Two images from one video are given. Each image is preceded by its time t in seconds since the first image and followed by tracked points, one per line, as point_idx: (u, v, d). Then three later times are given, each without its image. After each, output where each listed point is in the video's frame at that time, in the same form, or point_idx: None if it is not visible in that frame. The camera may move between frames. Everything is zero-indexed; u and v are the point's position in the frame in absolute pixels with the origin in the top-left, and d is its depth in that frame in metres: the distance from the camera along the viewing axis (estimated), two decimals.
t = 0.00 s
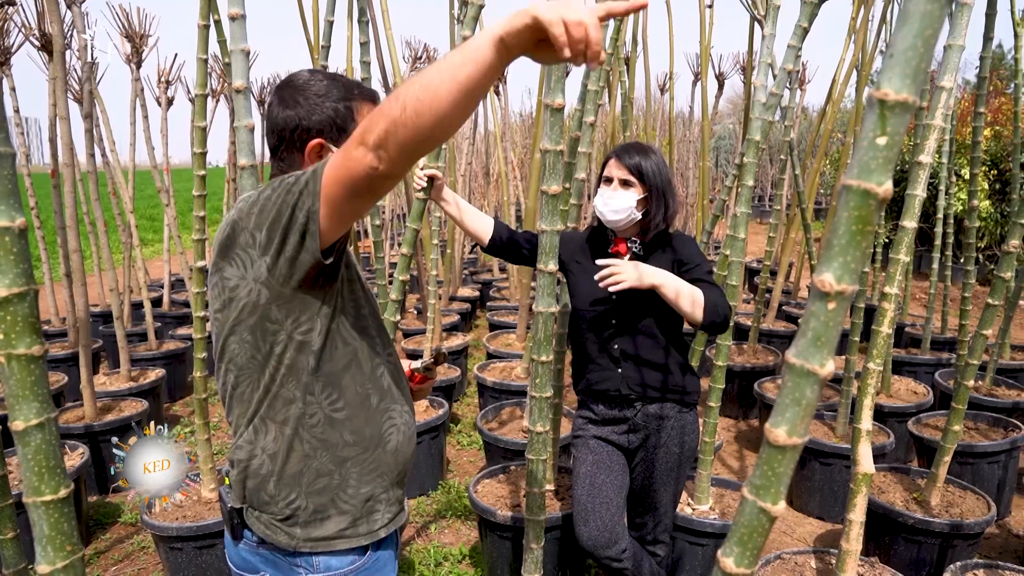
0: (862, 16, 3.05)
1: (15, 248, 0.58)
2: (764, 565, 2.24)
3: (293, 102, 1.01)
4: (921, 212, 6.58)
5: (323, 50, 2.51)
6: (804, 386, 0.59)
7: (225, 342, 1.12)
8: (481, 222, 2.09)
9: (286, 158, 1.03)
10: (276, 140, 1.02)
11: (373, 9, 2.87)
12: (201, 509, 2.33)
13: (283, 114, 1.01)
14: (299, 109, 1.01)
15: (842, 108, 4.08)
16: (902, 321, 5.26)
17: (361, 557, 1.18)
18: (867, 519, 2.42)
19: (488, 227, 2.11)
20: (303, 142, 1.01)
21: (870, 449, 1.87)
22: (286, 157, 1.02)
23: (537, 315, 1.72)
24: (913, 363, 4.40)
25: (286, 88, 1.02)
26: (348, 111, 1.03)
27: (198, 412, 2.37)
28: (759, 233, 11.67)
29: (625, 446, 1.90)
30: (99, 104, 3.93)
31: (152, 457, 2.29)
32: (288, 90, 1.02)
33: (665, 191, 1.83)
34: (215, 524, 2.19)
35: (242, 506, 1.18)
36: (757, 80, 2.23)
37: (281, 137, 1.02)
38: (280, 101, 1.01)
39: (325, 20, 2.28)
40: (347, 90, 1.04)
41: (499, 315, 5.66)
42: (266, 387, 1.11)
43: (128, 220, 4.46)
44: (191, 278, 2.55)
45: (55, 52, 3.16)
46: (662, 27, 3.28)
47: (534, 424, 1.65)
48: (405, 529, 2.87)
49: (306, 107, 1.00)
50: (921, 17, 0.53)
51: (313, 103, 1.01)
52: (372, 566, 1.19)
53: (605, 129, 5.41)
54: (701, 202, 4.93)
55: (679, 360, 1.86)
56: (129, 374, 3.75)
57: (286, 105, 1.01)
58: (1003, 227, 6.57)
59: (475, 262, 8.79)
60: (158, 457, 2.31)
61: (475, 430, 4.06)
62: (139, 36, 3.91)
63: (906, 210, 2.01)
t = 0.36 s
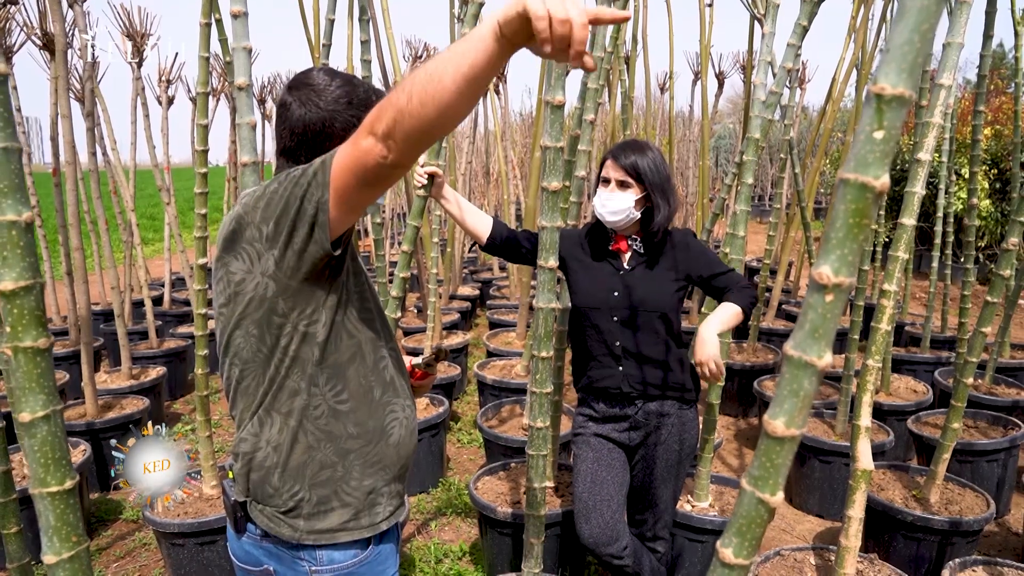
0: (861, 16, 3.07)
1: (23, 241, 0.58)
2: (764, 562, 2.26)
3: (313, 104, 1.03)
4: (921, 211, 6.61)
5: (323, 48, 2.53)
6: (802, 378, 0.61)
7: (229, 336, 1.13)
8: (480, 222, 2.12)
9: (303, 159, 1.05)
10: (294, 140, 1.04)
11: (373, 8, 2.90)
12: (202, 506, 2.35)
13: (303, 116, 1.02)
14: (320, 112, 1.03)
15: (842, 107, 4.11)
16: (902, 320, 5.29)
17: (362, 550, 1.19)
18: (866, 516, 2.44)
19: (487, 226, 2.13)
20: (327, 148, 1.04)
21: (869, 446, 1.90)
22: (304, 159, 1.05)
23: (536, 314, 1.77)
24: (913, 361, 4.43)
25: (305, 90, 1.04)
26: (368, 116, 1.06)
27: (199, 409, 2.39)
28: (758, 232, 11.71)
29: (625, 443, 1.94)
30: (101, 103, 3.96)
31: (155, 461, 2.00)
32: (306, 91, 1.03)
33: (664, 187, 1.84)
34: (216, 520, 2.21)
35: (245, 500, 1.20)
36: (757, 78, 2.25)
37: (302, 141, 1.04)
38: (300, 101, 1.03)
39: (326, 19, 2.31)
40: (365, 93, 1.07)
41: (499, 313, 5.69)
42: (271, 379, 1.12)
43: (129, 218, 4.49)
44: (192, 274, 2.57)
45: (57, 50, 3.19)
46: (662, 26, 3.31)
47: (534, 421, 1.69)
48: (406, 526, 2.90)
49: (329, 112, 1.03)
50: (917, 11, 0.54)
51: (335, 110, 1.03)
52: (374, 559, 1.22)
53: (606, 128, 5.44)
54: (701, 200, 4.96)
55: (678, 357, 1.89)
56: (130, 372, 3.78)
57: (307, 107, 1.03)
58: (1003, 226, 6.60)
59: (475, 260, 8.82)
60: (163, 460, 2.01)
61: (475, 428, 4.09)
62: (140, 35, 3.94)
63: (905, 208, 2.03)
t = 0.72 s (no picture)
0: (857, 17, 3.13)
1: (29, 243, 0.64)
2: (760, 558, 2.31)
3: (311, 102, 1.05)
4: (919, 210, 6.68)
5: (323, 49, 2.59)
6: (791, 373, 0.65)
7: (224, 345, 1.18)
8: (480, 222, 2.17)
9: (301, 157, 1.08)
10: (292, 135, 1.06)
11: (372, 11, 2.95)
12: (203, 504, 2.40)
13: (301, 113, 1.04)
14: (317, 109, 1.05)
15: (838, 107, 4.17)
16: (899, 319, 5.35)
17: (365, 543, 1.25)
18: (862, 513, 2.50)
19: (486, 227, 2.18)
20: (325, 146, 1.06)
21: (864, 444, 1.94)
22: (301, 156, 1.07)
23: (534, 311, 1.87)
24: (910, 360, 4.49)
25: (303, 89, 1.06)
26: (365, 115, 1.09)
27: (200, 407, 2.45)
28: (757, 232, 11.78)
29: (625, 442, 1.98)
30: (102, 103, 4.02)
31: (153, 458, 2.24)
32: (304, 90, 1.06)
33: (664, 186, 1.89)
34: (218, 518, 2.25)
35: (247, 496, 1.25)
36: (755, 79, 2.31)
37: (300, 139, 1.06)
38: (299, 99, 1.05)
39: (325, 20, 2.37)
40: (363, 92, 1.09)
41: (498, 312, 5.75)
42: (263, 387, 1.15)
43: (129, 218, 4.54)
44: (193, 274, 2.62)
45: (58, 51, 3.24)
46: (659, 28, 3.36)
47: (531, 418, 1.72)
48: (405, 525, 2.96)
49: (327, 110, 1.05)
50: (901, 18, 0.58)
51: (332, 107, 1.05)
52: (376, 552, 1.27)
53: (605, 128, 5.50)
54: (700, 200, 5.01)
55: (677, 354, 1.95)
56: (130, 372, 3.84)
57: (305, 105, 1.05)
58: (1000, 226, 6.67)
59: (475, 261, 8.88)
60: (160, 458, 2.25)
61: (475, 426, 4.15)
62: (141, 35, 3.99)
63: (900, 208, 2.09)
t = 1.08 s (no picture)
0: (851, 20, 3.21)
1: (34, 241, 0.66)
2: (753, 554, 2.38)
3: (308, 105, 1.09)
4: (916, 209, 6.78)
5: (322, 50, 2.68)
6: (765, 367, 0.63)
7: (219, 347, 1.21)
8: (477, 222, 2.26)
9: (298, 159, 1.12)
10: (288, 138, 1.10)
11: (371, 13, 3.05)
12: (204, 500, 2.46)
13: (298, 114, 1.08)
14: (313, 112, 1.09)
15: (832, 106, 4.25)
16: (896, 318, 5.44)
17: (356, 535, 1.35)
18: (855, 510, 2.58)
19: (484, 226, 2.27)
20: (322, 147, 1.11)
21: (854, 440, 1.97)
22: (297, 157, 1.11)
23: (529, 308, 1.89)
24: (907, 359, 4.58)
25: (301, 89, 1.09)
26: (361, 118, 1.12)
27: (202, 404, 2.55)
28: (757, 231, 11.91)
29: (619, 438, 2.07)
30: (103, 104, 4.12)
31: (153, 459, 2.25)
32: (302, 91, 1.09)
33: (657, 187, 1.99)
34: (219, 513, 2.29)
35: (243, 488, 1.35)
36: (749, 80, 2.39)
37: (297, 141, 1.10)
38: (295, 101, 1.08)
39: (323, 22, 2.46)
40: (360, 95, 1.12)
41: (497, 312, 5.86)
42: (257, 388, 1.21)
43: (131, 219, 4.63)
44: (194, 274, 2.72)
45: (61, 53, 3.33)
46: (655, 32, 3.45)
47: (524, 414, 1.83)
48: (404, 521, 3.06)
49: (324, 113, 1.09)
50: (868, 24, 0.57)
51: (328, 110, 1.09)
52: (368, 542, 1.38)
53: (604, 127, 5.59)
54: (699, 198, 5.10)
55: (669, 351, 2.04)
56: (132, 370, 3.95)
57: (302, 107, 1.08)
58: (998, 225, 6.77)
59: (475, 261, 9.01)
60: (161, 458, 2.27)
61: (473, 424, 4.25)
62: (141, 37, 4.09)
63: (890, 207, 2.15)
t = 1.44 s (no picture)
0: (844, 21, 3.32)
1: (47, 237, 0.68)
2: (750, 546, 2.39)
3: (296, 102, 1.14)
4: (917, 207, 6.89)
5: (325, 49, 2.79)
6: (747, 357, 0.68)
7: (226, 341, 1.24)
8: (479, 218, 2.36)
9: (295, 156, 1.17)
10: (283, 138, 1.15)
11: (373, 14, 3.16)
12: (211, 493, 2.50)
13: (288, 114, 1.13)
14: (303, 108, 1.14)
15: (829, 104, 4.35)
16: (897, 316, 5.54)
17: (360, 524, 1.37)
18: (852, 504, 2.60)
19: (485, 223, 2.37)
20: (317, 141, 1.16)
21: (849, 433, 1.97)
22: (294, 154, 1.17)
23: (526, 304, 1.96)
24: (907, 356, 4.68)
25: (288, 89, 1.14)
26: (349, 107, 1.17)
27: (208, 399, 2.66)
28: (759, 230, 12.06)
29: (617, 430, 2.08)
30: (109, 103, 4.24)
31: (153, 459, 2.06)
32: (289, 91, 1.14)
33: (657, 185, 1.99)
34: (222, 506, 2.33)
35: (250, 478, 1.38)
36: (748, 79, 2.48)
37: (292, 138, 1.15)
38: (283, 101, 1.13)
39: (327, 22, 2.58)
40: (344, 85, 1.17)
41: (499, 309, 5.99)
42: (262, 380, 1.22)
43: (137, 217, 4.77)
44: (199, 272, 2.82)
45: (67, 55, 3.43)
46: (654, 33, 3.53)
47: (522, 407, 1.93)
48: (408, 516, 3.15)
49: (313, 108, 1.13)
50: (843, 30, 0.60)
51: (317, 104, 1.14)
52: (371, 531, 1.40)
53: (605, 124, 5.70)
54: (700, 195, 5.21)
55: (666, 346, 2.04)
56: (138, 367, 4.08)
57: (291, 106, 1.13)
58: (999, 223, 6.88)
59: (479, 259, 9.13)
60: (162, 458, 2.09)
61: (475, 420, 4.38)
62: (147, 36, 4.22)
63: (883, 203, 2.23)
